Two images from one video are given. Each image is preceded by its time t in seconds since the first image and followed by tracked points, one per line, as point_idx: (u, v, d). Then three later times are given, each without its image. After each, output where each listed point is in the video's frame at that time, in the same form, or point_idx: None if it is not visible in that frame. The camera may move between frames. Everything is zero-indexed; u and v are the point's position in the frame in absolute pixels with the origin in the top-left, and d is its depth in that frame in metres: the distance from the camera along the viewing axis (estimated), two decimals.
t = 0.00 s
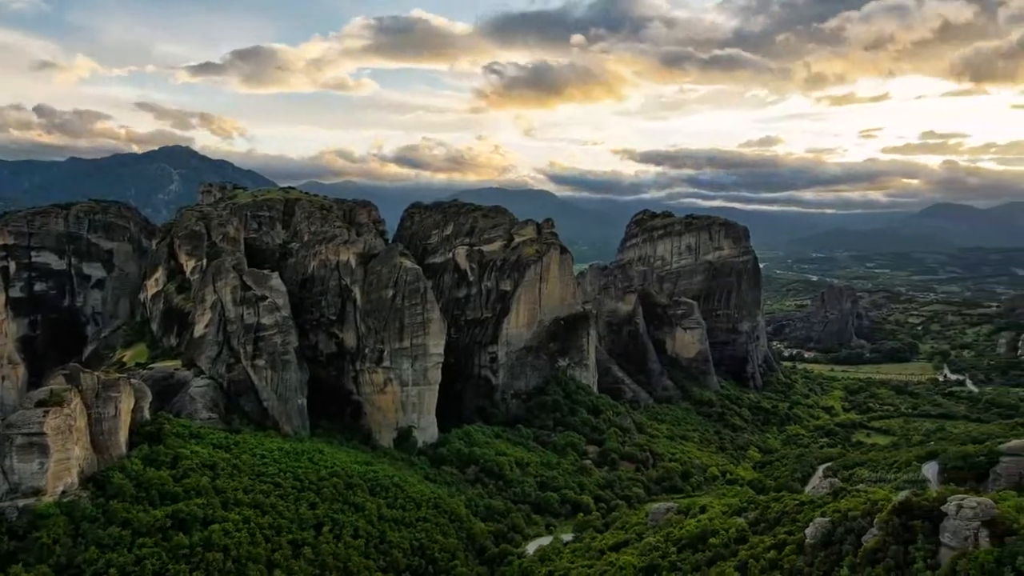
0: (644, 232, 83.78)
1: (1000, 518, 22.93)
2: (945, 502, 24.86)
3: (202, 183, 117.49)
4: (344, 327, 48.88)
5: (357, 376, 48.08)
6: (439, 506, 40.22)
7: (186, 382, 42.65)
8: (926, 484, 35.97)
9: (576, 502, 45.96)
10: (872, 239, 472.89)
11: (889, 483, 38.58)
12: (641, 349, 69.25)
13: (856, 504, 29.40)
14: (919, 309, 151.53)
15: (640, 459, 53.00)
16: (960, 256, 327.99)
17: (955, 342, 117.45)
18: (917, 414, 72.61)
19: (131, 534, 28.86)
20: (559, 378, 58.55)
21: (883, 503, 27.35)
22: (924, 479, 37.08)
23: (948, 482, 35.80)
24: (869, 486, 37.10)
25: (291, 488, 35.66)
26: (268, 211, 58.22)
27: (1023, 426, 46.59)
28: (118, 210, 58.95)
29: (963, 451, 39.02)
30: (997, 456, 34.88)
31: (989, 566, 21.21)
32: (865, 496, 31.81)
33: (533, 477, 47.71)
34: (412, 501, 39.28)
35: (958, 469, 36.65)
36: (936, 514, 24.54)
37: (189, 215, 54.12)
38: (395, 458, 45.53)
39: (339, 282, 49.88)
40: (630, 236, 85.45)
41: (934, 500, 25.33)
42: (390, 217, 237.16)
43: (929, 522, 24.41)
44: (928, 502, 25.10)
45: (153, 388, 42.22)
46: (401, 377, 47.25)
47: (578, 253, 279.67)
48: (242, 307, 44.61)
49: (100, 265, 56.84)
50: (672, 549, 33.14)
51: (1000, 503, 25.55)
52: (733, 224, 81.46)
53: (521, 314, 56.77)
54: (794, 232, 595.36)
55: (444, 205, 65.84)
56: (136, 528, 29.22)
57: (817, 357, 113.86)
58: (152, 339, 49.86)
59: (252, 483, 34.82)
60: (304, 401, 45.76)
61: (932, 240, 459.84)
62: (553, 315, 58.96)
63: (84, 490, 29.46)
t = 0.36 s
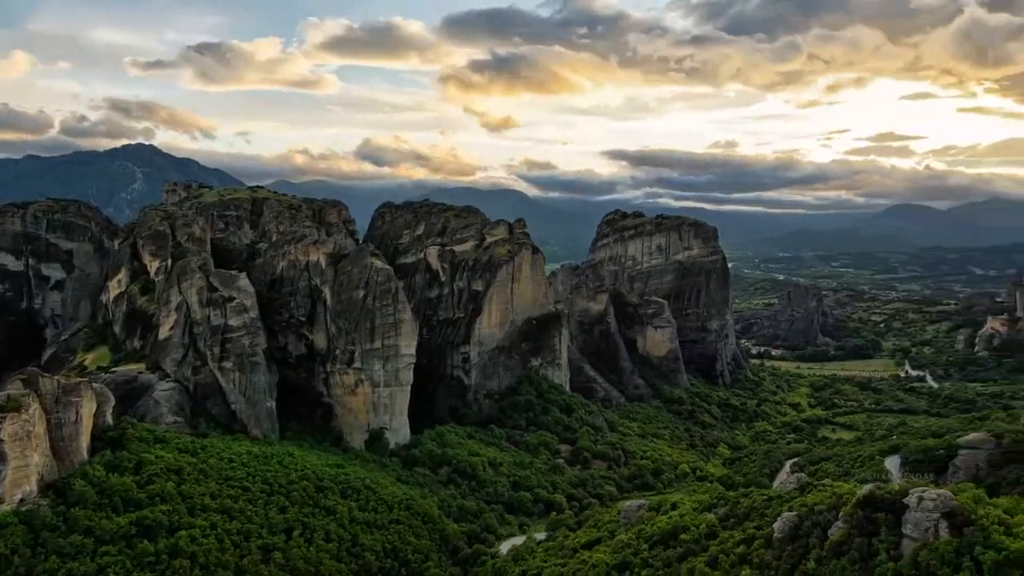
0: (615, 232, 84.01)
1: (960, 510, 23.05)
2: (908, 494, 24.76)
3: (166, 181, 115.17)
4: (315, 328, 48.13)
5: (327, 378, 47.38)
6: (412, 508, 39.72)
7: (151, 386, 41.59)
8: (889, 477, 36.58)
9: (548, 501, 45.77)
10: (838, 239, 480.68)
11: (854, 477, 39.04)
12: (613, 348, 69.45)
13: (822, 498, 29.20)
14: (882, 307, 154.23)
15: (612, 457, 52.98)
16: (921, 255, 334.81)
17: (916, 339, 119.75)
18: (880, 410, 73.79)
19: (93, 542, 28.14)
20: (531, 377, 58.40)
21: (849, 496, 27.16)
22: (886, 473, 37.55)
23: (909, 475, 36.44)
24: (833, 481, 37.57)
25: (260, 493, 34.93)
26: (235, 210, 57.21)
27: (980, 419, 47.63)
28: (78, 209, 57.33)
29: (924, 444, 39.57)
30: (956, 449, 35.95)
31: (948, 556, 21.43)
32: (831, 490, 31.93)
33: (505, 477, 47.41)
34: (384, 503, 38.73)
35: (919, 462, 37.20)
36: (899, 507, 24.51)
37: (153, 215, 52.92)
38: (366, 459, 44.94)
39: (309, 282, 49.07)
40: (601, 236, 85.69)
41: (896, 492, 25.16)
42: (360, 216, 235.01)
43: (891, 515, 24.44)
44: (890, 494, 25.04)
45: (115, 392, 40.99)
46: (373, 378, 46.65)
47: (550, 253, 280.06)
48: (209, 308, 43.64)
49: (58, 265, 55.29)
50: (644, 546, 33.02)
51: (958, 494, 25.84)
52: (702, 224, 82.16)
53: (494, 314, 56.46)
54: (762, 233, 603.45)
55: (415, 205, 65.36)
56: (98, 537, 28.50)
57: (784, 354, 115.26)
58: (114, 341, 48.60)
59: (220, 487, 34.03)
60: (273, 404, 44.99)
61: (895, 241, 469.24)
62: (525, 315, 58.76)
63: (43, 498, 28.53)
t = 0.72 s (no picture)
0: (586, 233, 84.04)
1: (920, 502, 23.18)
2: (871, 489, 24.96)
3: (126, 181, 112.42)
4: (283, 330, 47.24)
5: (296, 381, 46.51)
6: (383, 511, 39.09)
7: (112, 390, 40.42)
8: (853, 473, 36.60)
9: (521, 502, 45.47)
10: (803, 239, 488.04)
11: (818, 472, 39.43)
12: (584, 348, 69.39)
13: (789, 494, 29.13)
14: (845, 306, 156.75)
15: (583, 456, 52.87)
16: (882, 255, 341.05)
17: (878, 337, 121.96)
18: (843, 406, 74.90)
19: (52, 553, 27.30)
20: (503, 378, 58.10)
21: (814, 492, 27.13)
22: (850, 467, 38.01)
23: (872, 470, 36.77)
24: (799, 476, 37.89)
25: (227, 498, 34.08)
26: (199, 211, 56.04)
27: (939, 414, 48.58)
28: (36, 209, 55.87)
29: (886, 439, 40.04)
30: (917, 443, 36.63)
31: (910, 549, 21.68)
32: (797, 485, 32.13)
33: (478, 478, 46.99)
34: (355, 507, 38.08)
35: (881, 458, 37.66)
36: (862, 501, 24.63)
37: (115, 215, 51.52)
38: (336, 463, 44.18)
39: (277, 284, 48.12)
40: (572, 236, 85.71)
41: (860, 487, 25.31)
42: (328, 216, 232.52)
43: (855, 509, 24.52)
44: (854, 489, 25.13)
45: (75, 398, 39.67)
46: (343, 380, 45.88)
47: (520, 253, 280.03)
48: (173, 310, 42.53)
49: (14, 267, 53.71)
50: (615, 544, 32.79)
51: (918, 488, 26.03)
52: (672, 225, 82.68)
53: (465, 315, 55.95)
54: (730, 233, 610.77)
55: (386, 205, 64.73)
56: (57, 546, 27.68)
57: (751, 353, 116.41)
58: (73, 345, 47.19)
59: (186, 493, 33.12)
60: (241, 408, 44.00)
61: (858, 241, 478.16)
62: (497, 316, 58.39)
63: None
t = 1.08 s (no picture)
0: (557, 233, 83.97)
1: (882, 494, 23.36)
2: (835, 482, 25.12)
3: (87, 181, 109.75)
4: (250, 331, 46.38)
5: (264, 383, 45.71)
6: (354, 513, 38.50)
7: (73, 395, 39.32)
8: (818, 467, 37.00)
9: (493, 501, 45.16)
10: (769, 238, 494.98)
11: (784, 466, 39.78)
12: (556, 347, 69.31)
13: (757, 488, 29.20)
14: (809, 304, 159.39)
15: (555, 455, 52.74)
16: (846, 254, 347.08)
17: (841, 334, 124.02)
18: (808, 402, 75.92)
19: (9, 563, 26.40)
20: (475, 378, 57.86)
21: (781, 486, 27.16)
22: (814, 460, 38.43)
23: (836, 464, 37.21)
24: (766, 471, 38.21)
25: (194, 503, 33.28)
26: (163, 210, 54.90)
27: (899, 409, 49.60)
28: None
29: (849, 434, 40.57)
30: (878, 437, 37.27)
31: (872, 539, 21.92)
32: (764, 479, 32.33)
33: (450, 478, 46.58)
34: (326, 510, 37.47)
35: (845, 451, 38.12)
36: (827, 494, 24.72)
37: (74, 214, 50.12)
38: (306, 466, 43.46)
39: (244, 284, 47.19)
40: (542, 236, 85.67)
41: (824, 481, 25.49)
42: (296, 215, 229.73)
43: (820, 502, 24.65)
44: (819, 483, 25.29)
45: (32, 403, 38.36)
46: (312, 382, 45.12)
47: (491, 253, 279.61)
48: (136, 312, 41.44)
49: None
50: (588, 541, 32.62)
51: (880, 480, 26.25)
52: (642, 224, 83.20)
53: (436, 315, 55.47)
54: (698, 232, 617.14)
55: (356, 205, 64.03)
56: (15, 556, 26.78)
57: (720, 351, 117.45)
58: (31, 348, 45.83)
59: (150, 499, 32.24)
60: (207, 411, 43.00)
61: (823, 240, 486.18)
62: (468, 316, 58.06)
63: None
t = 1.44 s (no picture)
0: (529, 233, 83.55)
1: (846, 488, 23.39)
2: (801, 477, 24.99)
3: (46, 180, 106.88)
4: (217, 334, 45.39)
5: (232, 386, 44.81)
6: (325, 517, 37.79)
7: (31, 400, 38.16)
8: (785, 463, 37.27)
9: (466, 502, 44.74)
10: (738, 238, 501.04)
11: (752, 462, 39.96)
12: (528, 347, 69.06)
13: (725, 485, 29.08)
14: (776, 303, 161.46)
15: (528, 455, 52.46)
16: (813, 253, 352.42)
17: (807, 332, 125.70)
18: (775, 398, 76.69)
19: None
20: (447, 378, 57.52)
21: (749, 482, 26.97)
22: (781, 456, 38.69)
23: (802, 459, 37.48)
24: (735, 467, 38.38)
25: (159, 509, 32.39)
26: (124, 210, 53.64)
27: (862, 405, 50.27)
28: None
29: (815, 429, 40.90)
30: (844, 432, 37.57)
31: (838, 532, 21.95)
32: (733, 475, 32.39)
33: (423, 480, 46.05)
34: (297, 514, 36.74)
35: (811, 446, 38.40)
36: (794, 489, 24.60)
37: (32, 214, 48.60)
38: (277, 470, 42.60)
39: (211, 286, 46.11)
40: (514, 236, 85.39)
41: (791, 475, 25.34)
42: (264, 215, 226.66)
43: (787, 497, 24.51)
44: (786, 477, 25.09)
45: None
46: (282, 385, 44.00)
47: (462, 253, 278.78)
48: (97, 315, 40.23)
49: None
50: (561, 540, 32.39)
51: (845, 474, 26.33)
52: (612, 225, 83.54)
53: (408, 316, 54.84)
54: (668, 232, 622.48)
55: (325, 204, 63.13)
56: None
57: (690, 349, 118.28)
58: None
59: (114, 506, 31.27)
60: (172, 415, 41.41)
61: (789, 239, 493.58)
62: (440, 316, 57.55)
63: None
